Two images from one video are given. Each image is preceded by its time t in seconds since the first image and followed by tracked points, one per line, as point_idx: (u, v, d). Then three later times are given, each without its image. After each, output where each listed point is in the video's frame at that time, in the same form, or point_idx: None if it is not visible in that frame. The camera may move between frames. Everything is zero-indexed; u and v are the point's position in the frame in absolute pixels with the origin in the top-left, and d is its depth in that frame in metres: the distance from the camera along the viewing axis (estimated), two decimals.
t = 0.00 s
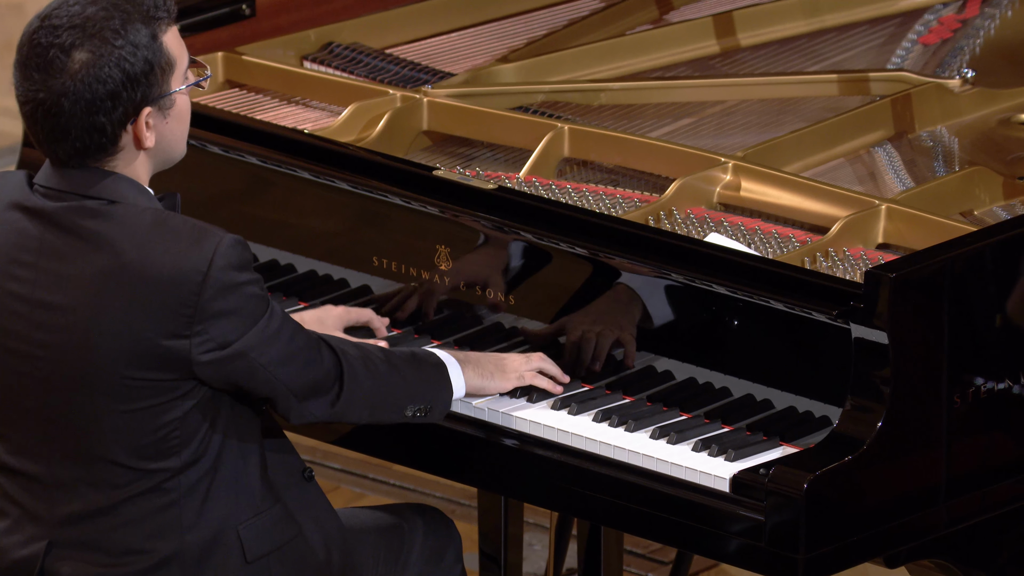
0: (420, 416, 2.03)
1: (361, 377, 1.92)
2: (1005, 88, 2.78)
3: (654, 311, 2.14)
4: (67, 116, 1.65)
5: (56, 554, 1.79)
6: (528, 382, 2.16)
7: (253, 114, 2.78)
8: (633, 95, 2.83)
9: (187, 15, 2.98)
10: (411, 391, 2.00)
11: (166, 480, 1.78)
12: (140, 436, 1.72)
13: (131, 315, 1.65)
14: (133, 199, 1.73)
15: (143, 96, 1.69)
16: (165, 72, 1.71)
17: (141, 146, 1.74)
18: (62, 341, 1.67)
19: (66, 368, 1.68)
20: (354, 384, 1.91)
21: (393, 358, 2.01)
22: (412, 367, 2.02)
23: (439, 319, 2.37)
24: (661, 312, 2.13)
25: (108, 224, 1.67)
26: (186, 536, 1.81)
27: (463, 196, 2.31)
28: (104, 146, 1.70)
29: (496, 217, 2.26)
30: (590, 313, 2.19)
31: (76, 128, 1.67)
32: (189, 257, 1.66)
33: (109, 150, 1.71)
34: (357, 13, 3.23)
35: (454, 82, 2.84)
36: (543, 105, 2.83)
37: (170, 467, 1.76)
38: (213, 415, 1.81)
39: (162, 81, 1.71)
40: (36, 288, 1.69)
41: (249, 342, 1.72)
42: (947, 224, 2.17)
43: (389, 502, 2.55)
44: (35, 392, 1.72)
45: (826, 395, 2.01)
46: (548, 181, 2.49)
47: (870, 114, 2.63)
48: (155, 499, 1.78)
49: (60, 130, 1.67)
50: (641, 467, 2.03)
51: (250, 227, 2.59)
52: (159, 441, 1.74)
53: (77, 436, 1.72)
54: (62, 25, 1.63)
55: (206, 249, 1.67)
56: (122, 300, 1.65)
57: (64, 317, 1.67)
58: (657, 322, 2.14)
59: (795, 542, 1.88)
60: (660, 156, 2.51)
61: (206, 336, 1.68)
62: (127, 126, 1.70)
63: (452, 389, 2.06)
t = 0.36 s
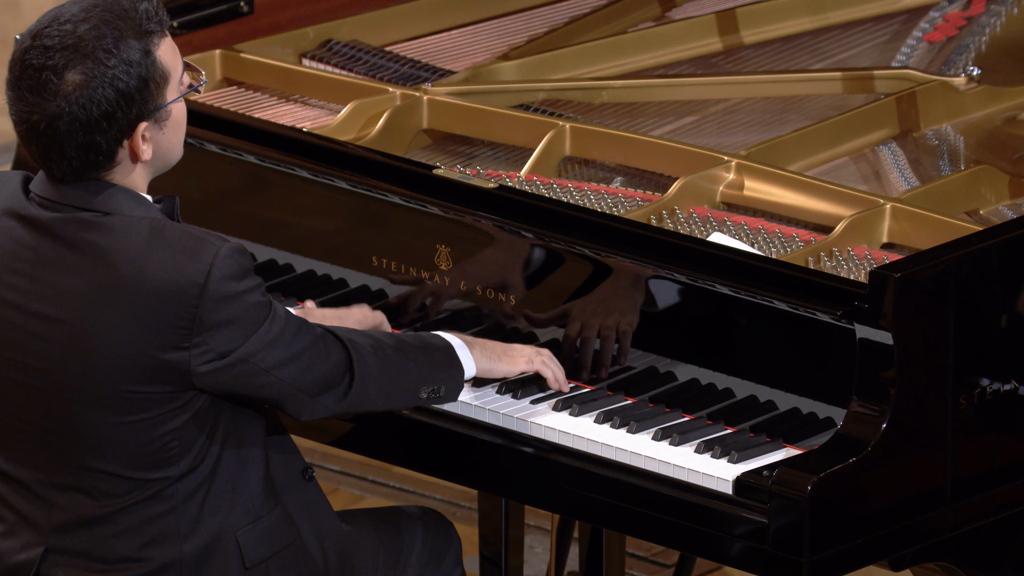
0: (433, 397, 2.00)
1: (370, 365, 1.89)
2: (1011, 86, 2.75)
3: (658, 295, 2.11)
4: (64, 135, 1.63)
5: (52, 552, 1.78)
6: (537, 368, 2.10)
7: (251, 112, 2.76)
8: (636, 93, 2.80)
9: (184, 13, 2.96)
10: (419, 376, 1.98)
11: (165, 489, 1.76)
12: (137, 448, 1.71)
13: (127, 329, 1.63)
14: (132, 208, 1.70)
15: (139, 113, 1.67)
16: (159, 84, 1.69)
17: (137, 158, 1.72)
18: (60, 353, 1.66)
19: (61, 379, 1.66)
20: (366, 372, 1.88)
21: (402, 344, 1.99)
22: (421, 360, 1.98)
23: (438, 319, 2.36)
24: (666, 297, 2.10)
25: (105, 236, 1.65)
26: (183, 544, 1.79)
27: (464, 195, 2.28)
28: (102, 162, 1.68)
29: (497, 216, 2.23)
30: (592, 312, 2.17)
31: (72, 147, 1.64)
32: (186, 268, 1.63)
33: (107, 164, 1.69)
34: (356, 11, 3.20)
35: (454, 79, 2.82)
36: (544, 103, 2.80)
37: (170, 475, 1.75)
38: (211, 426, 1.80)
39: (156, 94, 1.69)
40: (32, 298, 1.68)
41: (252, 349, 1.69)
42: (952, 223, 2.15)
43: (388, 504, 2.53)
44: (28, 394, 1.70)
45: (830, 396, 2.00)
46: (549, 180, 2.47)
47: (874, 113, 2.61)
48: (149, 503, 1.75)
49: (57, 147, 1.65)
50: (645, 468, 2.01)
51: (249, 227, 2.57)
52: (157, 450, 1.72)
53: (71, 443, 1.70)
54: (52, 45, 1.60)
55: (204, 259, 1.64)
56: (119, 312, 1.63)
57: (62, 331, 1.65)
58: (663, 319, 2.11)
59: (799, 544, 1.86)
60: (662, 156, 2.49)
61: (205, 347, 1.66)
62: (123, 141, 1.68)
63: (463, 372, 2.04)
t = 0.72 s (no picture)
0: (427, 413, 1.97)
1: (361, 384, 1.86)
2: (1017, 84, 2.73)
3: (665, 298, 2.08)
4: (79, 123, 1.61)
5: (47, 556, 1.79)
6: (531, 368, 2.10)
7: (249, 111, 2.74)
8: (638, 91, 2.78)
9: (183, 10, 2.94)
10: (412, 390, 1.94)
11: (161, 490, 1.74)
12: (127, 452, 1.69)
13: (122, 330, 1.61)
14: (135, 212, 1.69)
15: (157, 112, 1.66)
16: (180, 90, 1.68)
17: (146, 160, 1.70)
18: (55, 351, 1.64)
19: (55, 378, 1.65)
20: (358, 392, 1.85)
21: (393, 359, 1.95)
22: (413, 366, 1.96)
23: (438, 319, 2.33)
24: (673, 302, 2.08)
25: (101, 235, 1.63)
26: (176, 551, 1.77)
27: (469, 195, 2.25)
28: (111, 157, 1.66)
29: (498, 215, 2.21)
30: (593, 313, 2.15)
31: (86, 137, 1.63)
32: (185, 272, 1.62)
33: (114, 162, 1.67)
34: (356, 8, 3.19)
35: (454, 77, 2.80)
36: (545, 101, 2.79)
37: (161, 481, 1.72)
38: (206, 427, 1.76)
39: (177, 99, 1.68)
40: (25, 297, 1.66)
41: (245, 358, 1.67)
42: (957, 222, 2.12)
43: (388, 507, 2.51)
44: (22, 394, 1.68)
45: (832, 397, 1.98)
46: (550, 179, 2.45)
47: (878, 111, 2.58)
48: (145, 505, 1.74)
49: (68, 134, 1.62)
50: (645, 470, 1.99)
51: (247, 227, 2.56)
52: (147, 456, 1.70)
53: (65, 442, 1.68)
54: (82, 32, 1.59)
55: (202, 263, 1.63)
56: (114, 313, 1.61)
57: (58, 328, 1.64)
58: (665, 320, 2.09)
59: (802, 546, 1.84)
60: (664, 154, 2.47)
61: (200, 352, 1.64)
62: (136, 140, 1.67)
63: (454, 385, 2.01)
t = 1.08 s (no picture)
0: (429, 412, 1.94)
1: (361, 385, 1.83)
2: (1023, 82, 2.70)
3: (663, 295, 2.07)
4: (82, 95, 1.60)
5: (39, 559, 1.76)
6: (528, 356, 2.11)
7: (247, 108, 2.72)
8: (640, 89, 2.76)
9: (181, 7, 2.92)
10: (412, 389, 1.92)
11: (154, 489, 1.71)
12: (123, 439, 1.67)
13: (120, 310, 1.59)
14: (141, 198, 1.67)
15: (165, 97, 1.64)
16: (193, 80, 1.67)
17: (150, 147, 1.68)
18: (54, 334, 1.62)
19: (53, 363, 1.63)
20: (359, 396, 1.83)
21: (392, 359, 1.93)
22: (412, 365, 1.94)
23: (439, 318, 2.32)
24: (670, 298, 2.06)
25: (102, 216, 1.62)
26: (172, 547, 1.75)
27: (470, 194, 2.22)
28: (111, 135, 1.64)
29: (498, 214, 2.18)
30: (593, 312, 2.13)
31: (89, 111, 1.61)
32: (184, 254, 1.60)
33: (116, 142, 1.65)
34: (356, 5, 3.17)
35: (454, 75, 2.78)
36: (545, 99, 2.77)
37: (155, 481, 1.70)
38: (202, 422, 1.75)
39: (187, 88, 1.66)
40: (22, 278, 1.65)
41: (245, 346, 1.65)
42: (962, 222, 2.10)
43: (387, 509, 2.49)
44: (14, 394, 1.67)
45: (836, 399, 1.95)
46: (551, 178, 2.42)
47: (882, 109, 2.56)
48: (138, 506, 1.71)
49: (71, 106, 1.61)
50: (648, 472, 1.96)
51: (245, 225, 2.54)
52: (144, 443, 1.68)
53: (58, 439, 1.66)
54: (99, 6, 1.59)
55: (202, 247, 1.61)
56: (113, 295, 1.59)
57: (57, 308, 1.62)
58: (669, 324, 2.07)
59: (805, 549, 1.82)
60: (666, 152, 2.45)
61: (198, 335, 1.62)
62: (140, 123, 1.65)
63: (454, 383, 1.98)
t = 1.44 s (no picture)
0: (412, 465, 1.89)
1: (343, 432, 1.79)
2: None
3: (672, 307, 2.03)
4: (84, 81, 1.59)
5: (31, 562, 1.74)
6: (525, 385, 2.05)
7: (245, 106, 2.70)
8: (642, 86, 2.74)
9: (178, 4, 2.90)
10: (397, 439, 1.87)
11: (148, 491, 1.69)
12: (121, 432, 1.63)
13: (113, 298, 1.57)
14: (148, 191, 1.66)
15: (167, 89, 1.63)
16: (198, 75, 1.66)
17: (151, 140, 1.66)
18: (50, 324, 1.59)
19: (49, 354, 1.60)
20: (339, 444, 1.78)
21: (378, 409, 1.88)
22: (400, 415, 1.89)
23: (438, 318, 2.29)
24: (728, 322, 1.99)
25: (100, 204, 1.61)
26: (170, 546, 1.71)
27: (468, 193, 2.21)
28: (112, 125, 1.62)
29: (497, 213, 2.17)
30: (594, 313, 2.11)
31: (89, 97, 1.60)
32: (181, 244, 1.58)
33: (116, 132, 1.64)
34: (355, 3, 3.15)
35: (454, 72, 2.76)
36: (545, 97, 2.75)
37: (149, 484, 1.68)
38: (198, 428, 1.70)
39: (191, 82, 1.65)
40: (17, 265, 1.63)
41: (235, 351, 1.60)
42: (967, 221, 2.08)
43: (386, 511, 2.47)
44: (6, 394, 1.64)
45: (840, 399, 1.93)
46: (551, 176, 2.40)
47: (886, 106, 2.54)
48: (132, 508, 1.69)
49: (73, 92, 1.60)
50: (650, 474, 1.94)
51: (242, 223, 2.52)
52: (134, 440, 1.64)
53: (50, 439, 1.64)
54: None
55: (197, 241, 1.59)
56: (108, 284, 1.57)
57: (50, 296, 1.59)
58: (674, 326, 2.04)
59: (810, 552, 1.79)
60: (668, 150, 2.42)
61: (187, 330, 1.58)
62: (142, 114, 1.63)
63: (442, 433, 1.94)
